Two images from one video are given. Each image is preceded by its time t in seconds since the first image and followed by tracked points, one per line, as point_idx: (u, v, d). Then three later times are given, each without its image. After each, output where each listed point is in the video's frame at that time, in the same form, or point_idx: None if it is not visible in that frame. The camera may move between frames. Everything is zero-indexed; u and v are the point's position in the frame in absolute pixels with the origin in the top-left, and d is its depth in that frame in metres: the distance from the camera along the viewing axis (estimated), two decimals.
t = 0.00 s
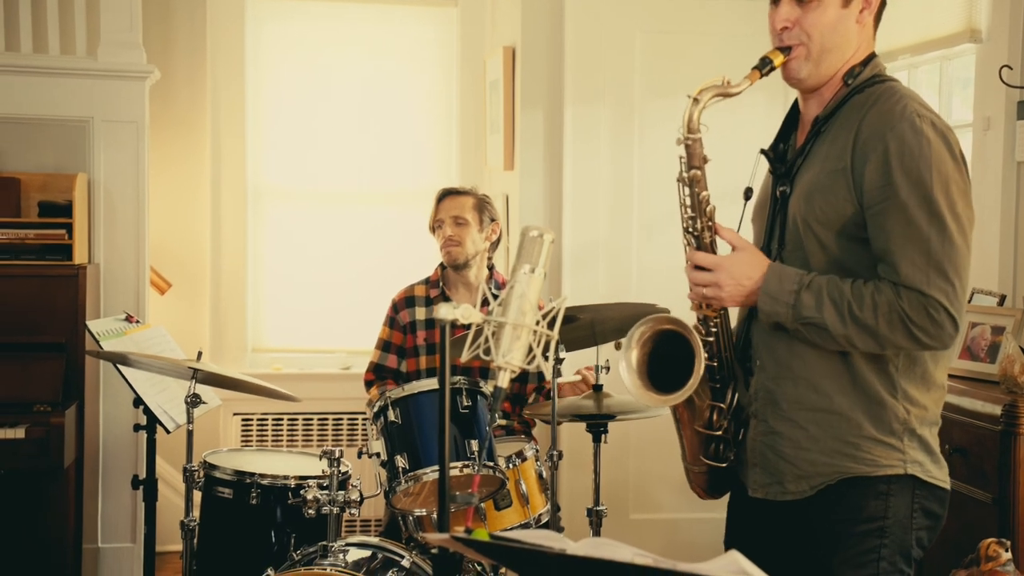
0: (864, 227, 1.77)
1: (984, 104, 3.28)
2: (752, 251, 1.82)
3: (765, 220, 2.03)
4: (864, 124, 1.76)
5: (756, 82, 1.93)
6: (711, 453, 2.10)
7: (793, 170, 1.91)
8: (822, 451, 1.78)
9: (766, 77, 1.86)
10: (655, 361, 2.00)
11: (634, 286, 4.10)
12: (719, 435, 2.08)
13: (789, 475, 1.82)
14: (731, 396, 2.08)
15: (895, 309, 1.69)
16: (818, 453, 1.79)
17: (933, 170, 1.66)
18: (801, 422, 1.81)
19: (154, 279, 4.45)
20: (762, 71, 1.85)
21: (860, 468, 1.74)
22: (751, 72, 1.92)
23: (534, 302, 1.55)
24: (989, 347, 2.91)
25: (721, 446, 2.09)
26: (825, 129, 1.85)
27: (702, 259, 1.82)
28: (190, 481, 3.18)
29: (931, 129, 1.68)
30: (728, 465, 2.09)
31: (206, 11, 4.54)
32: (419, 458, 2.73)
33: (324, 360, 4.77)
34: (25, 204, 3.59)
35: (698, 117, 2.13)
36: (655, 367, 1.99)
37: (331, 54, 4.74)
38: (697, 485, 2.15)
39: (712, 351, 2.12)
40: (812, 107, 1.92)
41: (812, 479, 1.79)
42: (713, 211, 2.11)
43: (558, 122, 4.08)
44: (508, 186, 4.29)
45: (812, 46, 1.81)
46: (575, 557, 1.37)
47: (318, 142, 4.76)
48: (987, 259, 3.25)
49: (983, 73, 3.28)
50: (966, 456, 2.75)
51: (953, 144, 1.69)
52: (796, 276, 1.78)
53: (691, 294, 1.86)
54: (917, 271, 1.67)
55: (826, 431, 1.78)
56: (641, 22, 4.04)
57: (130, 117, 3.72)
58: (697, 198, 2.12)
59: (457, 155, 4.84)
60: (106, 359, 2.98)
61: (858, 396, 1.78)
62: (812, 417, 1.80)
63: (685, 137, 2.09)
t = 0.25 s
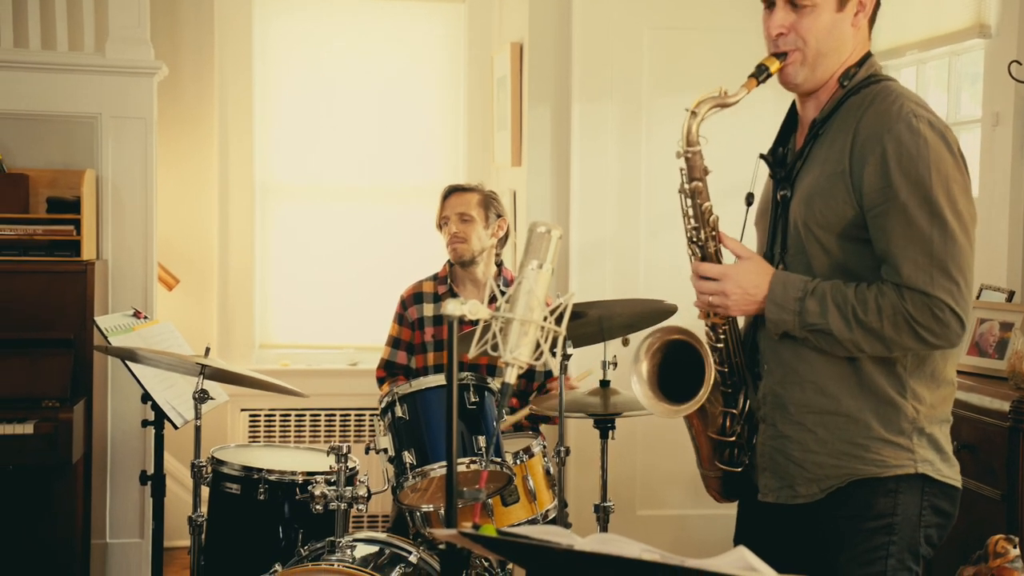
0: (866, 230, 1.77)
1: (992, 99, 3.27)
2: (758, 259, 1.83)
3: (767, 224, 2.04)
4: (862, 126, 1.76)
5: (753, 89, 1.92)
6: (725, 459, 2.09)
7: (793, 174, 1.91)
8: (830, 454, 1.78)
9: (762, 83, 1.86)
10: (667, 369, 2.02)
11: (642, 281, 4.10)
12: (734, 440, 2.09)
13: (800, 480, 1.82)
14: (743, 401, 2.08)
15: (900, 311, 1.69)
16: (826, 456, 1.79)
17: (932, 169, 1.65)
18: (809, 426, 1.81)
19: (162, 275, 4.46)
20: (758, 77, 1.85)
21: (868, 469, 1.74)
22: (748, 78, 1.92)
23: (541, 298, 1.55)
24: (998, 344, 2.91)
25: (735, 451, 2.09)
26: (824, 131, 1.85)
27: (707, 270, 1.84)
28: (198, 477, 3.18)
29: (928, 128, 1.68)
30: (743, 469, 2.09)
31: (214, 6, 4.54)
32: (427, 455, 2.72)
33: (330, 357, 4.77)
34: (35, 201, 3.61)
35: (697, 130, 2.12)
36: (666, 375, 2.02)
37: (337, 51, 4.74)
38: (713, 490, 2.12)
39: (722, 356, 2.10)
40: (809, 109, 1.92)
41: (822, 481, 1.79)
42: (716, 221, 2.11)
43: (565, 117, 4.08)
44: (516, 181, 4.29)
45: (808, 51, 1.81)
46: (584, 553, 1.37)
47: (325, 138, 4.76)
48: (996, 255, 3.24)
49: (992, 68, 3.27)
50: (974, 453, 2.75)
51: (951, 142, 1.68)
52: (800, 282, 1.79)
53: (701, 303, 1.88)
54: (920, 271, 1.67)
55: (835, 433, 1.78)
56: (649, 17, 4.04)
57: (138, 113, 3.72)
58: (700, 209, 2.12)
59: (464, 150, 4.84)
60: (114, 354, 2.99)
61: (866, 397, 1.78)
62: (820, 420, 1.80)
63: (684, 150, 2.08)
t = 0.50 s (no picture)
0: (873, 217, 1.77)
1: (1002, 97, 3.26)
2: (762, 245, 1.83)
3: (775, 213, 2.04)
4: (872, 112, 1.75)
5: (761, 76, 1.92)
6: (729, 446, 2.11)
7: (802, 162, 1.91)
8: (837, 442, 1.78)
9: (770, 69, 1.86)
10: (671, 355, 2.00)
11: (651, 279, 4.09)
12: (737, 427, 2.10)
13: (807, 468, 1.82)
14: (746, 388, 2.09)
15: (904, 298, 1.68)
16: (834, 445, 1.79)
17: (941, 156, 1.65)
18: (817, 413, 1.81)
19: (170, 272, 4.46)
20: (766, 63, 1.85)
21: (877, 459, 1.74)
22: (756, 66, 1.92)
23: (550, 295, 1.55)
24: (1008, 341, 2.91)
25: (738, 438, 2.10)
26: (834, 118, 1.85)
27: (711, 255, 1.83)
28: (207, 473, 3.19)
29: (937, 115, 1.68)
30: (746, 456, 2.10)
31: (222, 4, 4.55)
32: (435, 451, 2.73)
33: (338, 354, 4.76)
34: (44, 198, 3.61)
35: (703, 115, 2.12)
36: (670, 362, 2.00)
37: (345, 47, 4.74)
38: (716, 476, 2.14)
39: (726, 343, 2.11)
40: (819, 97, 1.91)
41: (829, 470, 1.79)
42: (721, 207, 2.10)
43: (573, 115, 4.08)
44: (524, 180, 4.29)
45: (815, 38, 1.81)
46: (593, 549, 1.37)
47: (332, 134, 4.76)
48: (1005, 252, 3.23)
49: (1002, 65, 3.26)
50: (984, 450, 2.74)
51: (960, 129, 1.68)
52: (805, 268, 1.79)
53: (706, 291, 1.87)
54: (925, 259, 1.67)
55: (843, 421, 1.78)
56: (657, 14, 4.03)
57: (145, 110, 3.73)
58: (706, 194, 2.12)
59: (472, 147, 4.84)
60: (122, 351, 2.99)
61: (874, 385, 1.78)
62: (828, 408, 1.80)
63: (689, 134, 2.09)
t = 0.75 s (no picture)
0: (890, 212, 1.77)
1: (1015, 95, 3.25)
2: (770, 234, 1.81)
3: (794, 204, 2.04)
4: (897, 107, 1.75)
5: (785, 63, 1.92)
6: (730, 433, 2.11)
7: (824, 152, 1.92)
8: (844, 436, 1.79)
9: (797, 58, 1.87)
10: (681, 338, 2.00)
11: (661, 277, 4.09)
12: (739, 414, 2.08)
13: (812, 459, 1.83)
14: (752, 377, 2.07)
15: (908, 292, 1.67)
16: (841, 437, 1.79)
17: (961, 156, 1.65)
18: (825, 406, 1.82)
19: (182, 269, 4.47)
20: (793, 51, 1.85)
21: (885, 454, 1.74)
22: (782, 54, 1.92)
23: (561, 292, 1.55)
24: (1020, 338, 2.90)
25: (740, 426, 2.10)
26: (858, 111, 1.85)
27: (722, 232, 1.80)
28: (218, 470, 3.19)
29: (962, 115, 1.67)
30: (747, 445, 2.10)
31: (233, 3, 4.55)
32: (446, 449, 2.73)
33: (350, 351, 4.78)
34: (55, 196, 3.61)
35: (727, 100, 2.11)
36: (681, 345, 2.00)
37: (356, 45, 4.74)
38: (716, 461, 2.16)
39: (734, 330, 2.10)
40: (846, 89, 1.91)
41: (836, 463, 1.79)
42: (738, 193, 2.10)
43: (584, 113, 4.08)
44: (534, 178, 4.29)
45: (842, 27, 1.81)
46: (604, 547, 1.37)
47: (343, 132, 4.76)
48: (1018, 250, 3.22)
49: (1015, 63, 3.24)
50: (995, 448, 2.73)
51: (982, 130, 1.67)
52: (811, 259, 1.77)
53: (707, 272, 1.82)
54: (934, 256, 1.66)
55: (852, 414, 1.78)
56: (667, 12, 4.03)
57: (158, 108, 3.74)
58: (724, 179, 2.11)
59: (482, 145, 4.83)
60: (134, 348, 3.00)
61: (882, 379, 1.77)
62: (837, 401, 1.81)
63: (712, 119, 2.08)
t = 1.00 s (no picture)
0: (901, 215, 1.77)
1: None
2: (784, 235, 1.81)
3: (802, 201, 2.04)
4: (908, 109, 1.74)
5: (797, 62, 1.91)
6: (740, 431, 2.10)
7: (834, 150, 1.91)
8: (854, 435, 1.79)
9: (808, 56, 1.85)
10: (687, 337, 1.99)
11: (670, 273, 4.08)
12: (749, 413, 2.08)
13: (822, 458, 1.83)
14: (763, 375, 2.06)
15: (926, 302, 1.68)
16: (850, 436, 1.79)
17: (975, 163, 1.64)
18: (835, 406, 1.82)
19: (191, 266, 4.48)
20: (804, 49, 1.84)
21: (895, 453, 1.74)
22: (793, 52, 1.90)
23: (570, 289, 1.55)
24: None
25: (750, 424, 2.09)
26: (869, 110, 1.84)
27: (731, 239, 1.82)
28: (226, 466, 3.20)
29: (974, 119, 1.66)
30: (756, 443, 2.10)
31: None
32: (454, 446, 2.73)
33: (358, 347, 4.78)
34: (65, 192, 3.63)
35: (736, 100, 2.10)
36: (687, 344, 1.99)
37: (365, 41, 4.75)
38: (726, 458, 2.15)
39: (743, 329, 2.10)
40: (856, 86, 1.90)
41: (846, 462, 1.80)
42: (747, 193, 2.09)
43: (592, 108, 4.07)
44: (542, 173, 4.28)
45: (856, 26, 1.80)
46: (612, 543, 1.38)
47: (352, 128, 4.76)
48: None
49: None
50: (1005, 445, 2.73)
51: (996, 134, 1.67)
52: (827, 263, 1.77)
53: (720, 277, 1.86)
54: (950, 265, 1.66)
55: (862, 413, 1.79)
56: (676, 8, 4.02)
57: (167, 104, 3.74)
58: (732, 179, 2.10)
59: (491, 141, 4.83)
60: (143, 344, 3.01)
61: (892, 380, 1.78)
62: (847, 400, 1.81)
63: (721, 119, 2.08)
